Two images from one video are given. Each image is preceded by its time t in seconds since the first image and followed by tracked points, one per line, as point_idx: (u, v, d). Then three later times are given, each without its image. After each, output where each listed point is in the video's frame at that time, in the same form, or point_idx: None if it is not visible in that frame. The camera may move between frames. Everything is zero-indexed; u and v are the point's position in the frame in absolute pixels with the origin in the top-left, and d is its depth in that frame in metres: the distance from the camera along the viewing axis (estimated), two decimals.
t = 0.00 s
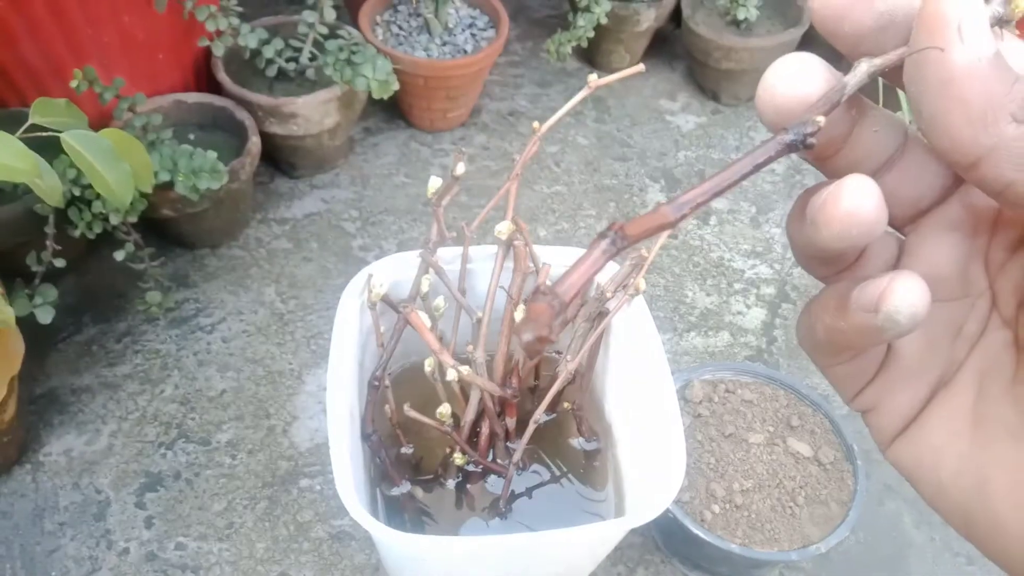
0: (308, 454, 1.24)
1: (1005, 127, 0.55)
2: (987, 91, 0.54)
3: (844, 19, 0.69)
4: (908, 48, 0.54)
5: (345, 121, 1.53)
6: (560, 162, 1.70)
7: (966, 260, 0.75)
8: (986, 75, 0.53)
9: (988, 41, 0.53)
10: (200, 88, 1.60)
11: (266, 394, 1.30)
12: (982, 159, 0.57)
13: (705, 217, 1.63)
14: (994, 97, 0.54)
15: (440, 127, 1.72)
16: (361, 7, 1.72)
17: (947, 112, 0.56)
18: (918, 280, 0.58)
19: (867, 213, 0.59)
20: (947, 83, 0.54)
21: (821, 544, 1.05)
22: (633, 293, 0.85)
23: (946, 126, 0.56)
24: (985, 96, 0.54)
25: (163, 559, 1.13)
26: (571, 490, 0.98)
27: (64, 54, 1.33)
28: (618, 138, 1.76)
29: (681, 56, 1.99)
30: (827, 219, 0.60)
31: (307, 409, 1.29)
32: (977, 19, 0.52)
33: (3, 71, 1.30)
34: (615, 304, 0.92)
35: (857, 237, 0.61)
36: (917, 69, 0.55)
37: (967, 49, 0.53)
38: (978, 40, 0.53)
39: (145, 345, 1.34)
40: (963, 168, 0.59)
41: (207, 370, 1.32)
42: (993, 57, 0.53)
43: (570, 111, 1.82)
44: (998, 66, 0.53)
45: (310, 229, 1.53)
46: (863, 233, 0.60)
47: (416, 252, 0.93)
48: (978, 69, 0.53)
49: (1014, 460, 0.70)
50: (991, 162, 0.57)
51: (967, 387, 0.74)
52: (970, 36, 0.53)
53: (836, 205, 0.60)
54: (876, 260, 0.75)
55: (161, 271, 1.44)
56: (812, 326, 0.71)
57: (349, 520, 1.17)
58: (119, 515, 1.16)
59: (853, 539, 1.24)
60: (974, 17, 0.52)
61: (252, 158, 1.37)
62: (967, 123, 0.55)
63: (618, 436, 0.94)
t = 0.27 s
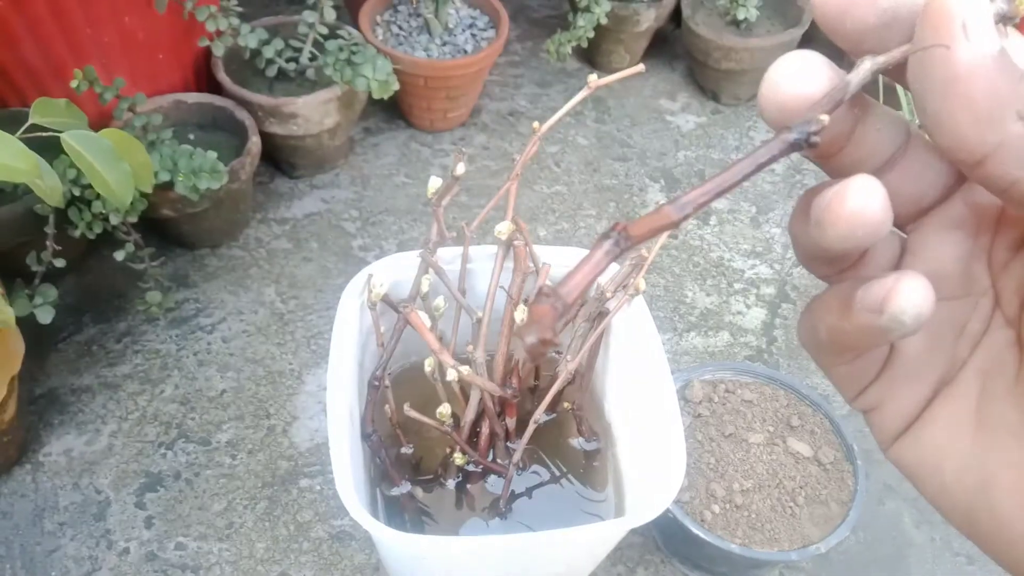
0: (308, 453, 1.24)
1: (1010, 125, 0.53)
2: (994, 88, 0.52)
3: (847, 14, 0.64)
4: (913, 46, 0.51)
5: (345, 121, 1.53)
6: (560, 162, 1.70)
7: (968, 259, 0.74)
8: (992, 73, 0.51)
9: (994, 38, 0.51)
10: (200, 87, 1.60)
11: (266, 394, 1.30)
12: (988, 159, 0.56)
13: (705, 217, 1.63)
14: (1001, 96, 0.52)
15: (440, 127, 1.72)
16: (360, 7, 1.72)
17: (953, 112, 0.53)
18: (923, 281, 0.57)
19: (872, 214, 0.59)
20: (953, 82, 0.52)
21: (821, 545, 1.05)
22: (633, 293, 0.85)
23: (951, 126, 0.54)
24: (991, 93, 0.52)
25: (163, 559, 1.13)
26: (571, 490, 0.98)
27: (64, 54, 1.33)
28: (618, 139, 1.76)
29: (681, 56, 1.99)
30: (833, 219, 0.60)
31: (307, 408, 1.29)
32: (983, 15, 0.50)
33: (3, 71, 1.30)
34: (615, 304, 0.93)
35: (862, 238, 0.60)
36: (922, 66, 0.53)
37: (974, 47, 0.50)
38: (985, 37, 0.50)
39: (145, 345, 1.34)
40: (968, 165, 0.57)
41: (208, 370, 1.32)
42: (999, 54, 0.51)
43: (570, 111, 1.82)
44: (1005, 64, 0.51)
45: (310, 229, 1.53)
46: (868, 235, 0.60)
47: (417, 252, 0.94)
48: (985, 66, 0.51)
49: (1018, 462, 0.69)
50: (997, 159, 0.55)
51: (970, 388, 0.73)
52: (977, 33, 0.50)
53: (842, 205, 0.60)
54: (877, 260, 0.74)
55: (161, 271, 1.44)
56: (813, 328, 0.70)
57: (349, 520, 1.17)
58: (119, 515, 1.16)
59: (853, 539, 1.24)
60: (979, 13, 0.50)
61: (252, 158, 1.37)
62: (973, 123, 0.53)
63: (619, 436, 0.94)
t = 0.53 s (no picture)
0: (308, 454, 1.24)
1: (1002, 133, 0.53)
2: (986, 98, 0.51)
3: (841, 22, 0.64)
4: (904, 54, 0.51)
5: (345, 121, 1.53)
6: (560, 162, 1.70)
7: (963, 266, 0.74)
8: (984, 82, 0.51)
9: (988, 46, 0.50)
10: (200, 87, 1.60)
11: (266, 394, 1.30)
12: (981, 165, 0.55)
13: (705, 217, 1.63)
14: (993, 106, 0.52)
15: (440, 127, 1.72)
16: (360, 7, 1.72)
17: (945, 120, 0.53)
18: (918, 289, 0.57)
19: (866, 224, 0.59)
20: (945, 91, 0.51)
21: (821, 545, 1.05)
22: (633, 293, 0.85)
23: (943, 133, 0.54)
24: (983, 103, 0.51)
25: (163, 559, 1.13)
26: (571, 490, 0.98)
27: (65, 54, 1.33)
28: (618, 138, 1.76)
29: (681, 56, 1.99)
30: (828, 228, 0.60)
31: (307, 408, 1.29)
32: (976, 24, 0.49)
33: (3, 71, 1.30)
34: (615, 305, 0.93)
35: (857, 247, 0.60)
36: (913, 75, 0.52)
37: (966, 56, 0.50)
38: (977, 46, 0.50)
39: (145, 345, 1.34)
40: (961, 173, 0.57)
41: (208, 370, 1.32)
42: (992, 63, 0.50)
43: (570, 111, 1.82)
44: (998, 73, 0.51)
45: (310, 229, 1.53)
46: (863, 243, 0.60)
47: (417, 252, 0.94)
48: (976, 75, 0.50)
49: (1014, 468, 0.69)
50: (990, 167, 0.55)
51: (965, 394, 0.73)
52: (969, 42, 0.50)
53: (836, 214, 0.60)
54: (873, 267, 0.74)
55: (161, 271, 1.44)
56: (811, 336, 0.69)
57: (349, 520, 1.17)
58: (119, 515, 1.16)
59: (853, 539, 1.24)
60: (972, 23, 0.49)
61: (252, 158, 1.37)
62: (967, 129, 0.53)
63: (619, 436, 0.94)
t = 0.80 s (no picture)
0: (308, 454, 1.24)
1: (1006, 123, 0.52)
2: (989, 88, 0.51)
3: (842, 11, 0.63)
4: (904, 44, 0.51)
5: (345, 121, 1.53)
6: (560, 162, 1.70)
7: (964, 260, 0.74)
8: (987, 71, 0.50)
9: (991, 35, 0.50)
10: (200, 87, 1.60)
11: (267, 394, 1.30)
12: (983, 157, 0.55)
13: (705, 217, 1.63)
14: (995, 96, 0.51)
15: (440, 127, 1.72)
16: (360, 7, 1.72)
17: (947, 110, 0.53)
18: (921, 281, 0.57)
19: (867, 214, 0.59)
20: (947, 81, 0.51)
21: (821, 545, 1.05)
22: (633, 293, 0.85)
23: (945, 123, 0.53)
24: (986, 92, 0.51)
25: (163, 559, 1.13)
26: (571, 490, 0.98)
27: (65, 54, 1.33)
28: (618, 138, 1.76)
29: (681, 56, 1.99)
30: (828, 219, 0.60)
31: (307, 408, 1.29)
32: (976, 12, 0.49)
33: (4, 72, 1.30)
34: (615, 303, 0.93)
35: (860, 238, 0.60)
36: (915, 64, 0.52)
37: (968, 45, 0.49)
38: (980, 35, 0.49)
39: (145, 345, 1.34)
40: (964, 164, 0.57)
41: (208, 370, 1.32)
42: (995, 52, 0.50)
43: (570, 111, 1.82)
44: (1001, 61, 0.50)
45: (310, 229, 1.53)
46: (865, 234, 0.60)
47: (417, 252, 0.94)
48: (979, 65, 0.50)
49: (1015, 463, 0.69)
50: (993, 158, 0.55)
51: (966, 388, 0.73)
52: (970, 32, 0.49)
53: (837, 205, 0.60)
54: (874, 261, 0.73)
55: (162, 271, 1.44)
56: (812, 329, 0.69)
57: (349, 520, 1.17)
58: (119, 515, 1.16)
59: (853, 539, 1.24)
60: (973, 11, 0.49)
61: (252, 158, 1.37)
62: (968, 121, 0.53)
63: (619, 435, 0.94)
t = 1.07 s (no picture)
0: (308, 454, 1.24)
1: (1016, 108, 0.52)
2: (1000, 71, 0.50)
3: None
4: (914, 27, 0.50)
5: (345, 121, 1.53)
6: (560, 162, 1.70)
7: (972, 250, 0.73)
8: (999, 54, 0.50)
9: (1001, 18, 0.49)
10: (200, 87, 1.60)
11: (267, 394, 1.30)
12: (993, 142, 0.54)
13: (705, 217, 1.63)
14: (1006, 79, 0.51)
15: (440, 127, 1.72)
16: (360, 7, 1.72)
17: (958, 95, 0.52)
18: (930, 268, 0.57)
19: (877, 201, 0.59)
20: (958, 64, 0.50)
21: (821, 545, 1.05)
22: (633, 293, 0.84)
23: (956, 106, 0.53)
24: (997, 75, 0.50)
25: (163, 559, 1.13)
26: (571, 490, 0.98)
27: (64, 54, 1.33)
28: (618, 138, 1.76)
29: (681, 56, 1.99)
30: (838, 205, 0.60)
31: (307, 408, 1.29)
32: None
33: (4, 72, 1.30)
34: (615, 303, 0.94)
35: (869, 225, 0.60)
36: (925, 47, 0.51)
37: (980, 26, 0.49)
38: (991, 17, 0.49)
39: (145, 345, 1.34)
40: (972, 150, 0.56)
41: (208, 370, 1.32)
42: (1006, 34, 0.49)
43: (570, 111, 1.82)
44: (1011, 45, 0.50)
45: (310, 229, 1.53)
46: (874, 222, 0.60)
47: (416, 253, 0.94)
48: (991, 47, 0.49)
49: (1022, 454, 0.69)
50: (1002, 143, 0.54)
51: (973, 379, 0.73)
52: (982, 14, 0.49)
53: (848, 190, 0.59)
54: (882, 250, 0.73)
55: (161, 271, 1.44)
56: (818, 317, 0.70)
57: (349, 520, 1.17)
58: (118, 515, 1.16)
59: (853, 539, 1.24)
60: None
61: (252, 157, 1.37)
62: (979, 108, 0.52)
63: (619, 435, 0.94)
